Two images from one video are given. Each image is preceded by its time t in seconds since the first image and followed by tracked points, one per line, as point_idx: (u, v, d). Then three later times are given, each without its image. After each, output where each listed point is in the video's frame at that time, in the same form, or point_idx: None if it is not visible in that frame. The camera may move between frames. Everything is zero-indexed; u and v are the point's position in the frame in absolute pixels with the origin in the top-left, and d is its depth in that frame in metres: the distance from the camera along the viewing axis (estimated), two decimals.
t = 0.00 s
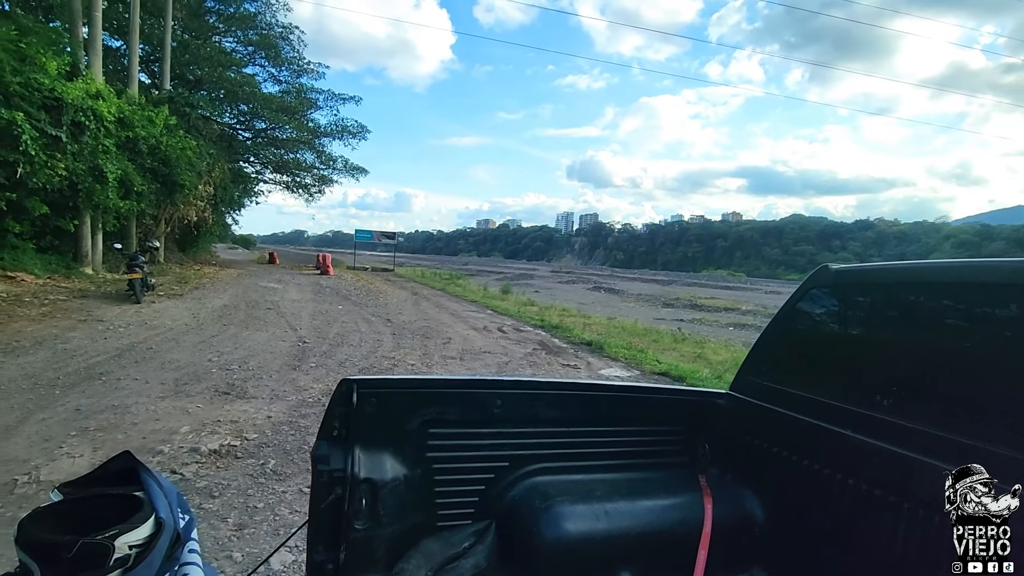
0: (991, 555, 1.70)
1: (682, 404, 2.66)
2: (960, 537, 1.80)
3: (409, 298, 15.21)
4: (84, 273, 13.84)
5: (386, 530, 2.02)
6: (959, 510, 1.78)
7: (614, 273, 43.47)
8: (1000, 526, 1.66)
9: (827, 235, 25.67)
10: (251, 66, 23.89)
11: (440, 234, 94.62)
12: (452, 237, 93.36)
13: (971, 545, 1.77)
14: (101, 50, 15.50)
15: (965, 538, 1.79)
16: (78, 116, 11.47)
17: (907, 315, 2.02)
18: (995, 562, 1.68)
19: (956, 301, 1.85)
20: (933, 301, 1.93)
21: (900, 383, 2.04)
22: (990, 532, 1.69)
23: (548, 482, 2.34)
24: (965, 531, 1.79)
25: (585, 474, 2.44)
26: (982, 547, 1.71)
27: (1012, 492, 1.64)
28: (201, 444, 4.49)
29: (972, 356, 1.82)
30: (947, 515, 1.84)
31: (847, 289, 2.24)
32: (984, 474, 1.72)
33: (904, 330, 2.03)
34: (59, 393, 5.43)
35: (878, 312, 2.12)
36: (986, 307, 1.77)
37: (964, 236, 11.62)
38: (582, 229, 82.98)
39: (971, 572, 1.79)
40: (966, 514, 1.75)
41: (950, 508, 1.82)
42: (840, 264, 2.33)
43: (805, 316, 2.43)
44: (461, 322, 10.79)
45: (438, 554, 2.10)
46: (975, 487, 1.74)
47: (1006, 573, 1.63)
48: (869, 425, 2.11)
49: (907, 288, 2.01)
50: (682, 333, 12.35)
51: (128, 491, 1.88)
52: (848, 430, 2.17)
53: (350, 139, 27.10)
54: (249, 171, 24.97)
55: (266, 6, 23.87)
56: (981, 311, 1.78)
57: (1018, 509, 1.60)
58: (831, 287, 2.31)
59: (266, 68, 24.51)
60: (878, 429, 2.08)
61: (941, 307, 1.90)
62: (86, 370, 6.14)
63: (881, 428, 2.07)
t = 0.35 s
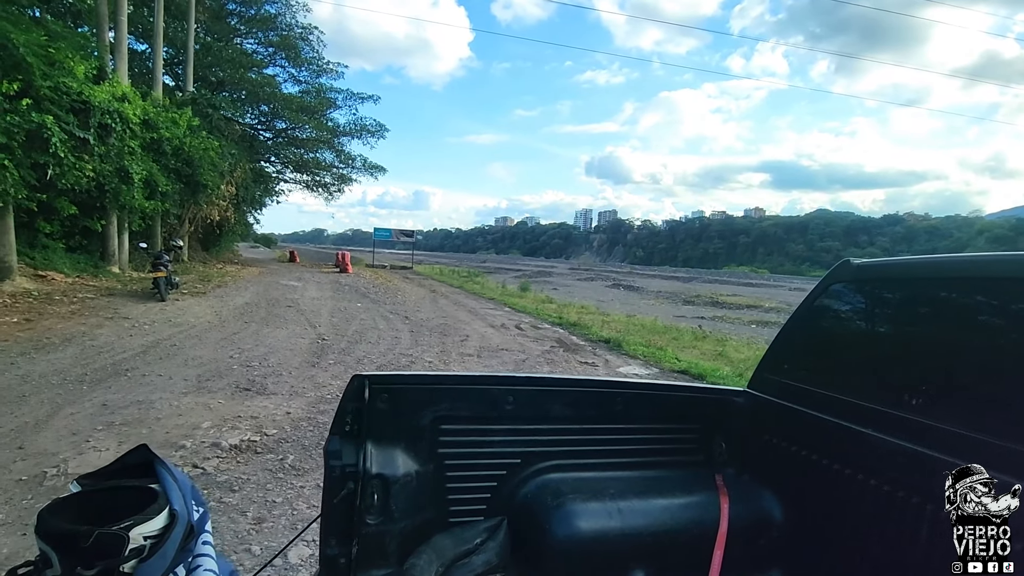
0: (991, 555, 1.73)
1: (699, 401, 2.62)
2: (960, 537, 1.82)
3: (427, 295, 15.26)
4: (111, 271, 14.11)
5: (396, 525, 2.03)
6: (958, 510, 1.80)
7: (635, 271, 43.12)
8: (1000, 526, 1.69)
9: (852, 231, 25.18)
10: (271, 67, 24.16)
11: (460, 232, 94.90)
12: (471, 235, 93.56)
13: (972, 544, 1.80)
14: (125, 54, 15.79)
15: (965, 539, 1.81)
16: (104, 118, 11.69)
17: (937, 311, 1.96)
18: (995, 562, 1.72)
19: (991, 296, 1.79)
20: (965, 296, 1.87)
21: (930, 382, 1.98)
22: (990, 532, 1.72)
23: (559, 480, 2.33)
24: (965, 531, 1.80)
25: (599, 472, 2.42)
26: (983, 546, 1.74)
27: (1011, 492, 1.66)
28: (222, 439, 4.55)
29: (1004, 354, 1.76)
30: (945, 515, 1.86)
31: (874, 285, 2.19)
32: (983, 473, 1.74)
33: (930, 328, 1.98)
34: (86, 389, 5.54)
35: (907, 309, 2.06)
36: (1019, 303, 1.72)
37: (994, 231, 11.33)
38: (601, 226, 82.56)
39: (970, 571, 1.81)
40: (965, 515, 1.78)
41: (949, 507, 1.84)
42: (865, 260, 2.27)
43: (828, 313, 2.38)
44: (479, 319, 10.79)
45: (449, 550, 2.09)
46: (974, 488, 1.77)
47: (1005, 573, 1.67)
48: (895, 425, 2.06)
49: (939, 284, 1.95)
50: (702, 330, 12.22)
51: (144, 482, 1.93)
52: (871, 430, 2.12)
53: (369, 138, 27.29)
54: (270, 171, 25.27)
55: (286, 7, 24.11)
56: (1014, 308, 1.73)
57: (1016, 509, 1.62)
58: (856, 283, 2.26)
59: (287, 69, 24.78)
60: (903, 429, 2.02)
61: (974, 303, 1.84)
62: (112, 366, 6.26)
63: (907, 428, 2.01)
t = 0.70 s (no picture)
0: (991, 555, 1.72)
1: (702, 400, 2.61)
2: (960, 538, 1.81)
3: (433, 294, 15.28)
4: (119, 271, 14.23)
5: (398, 525, 2.04)
6: (959, 510, 1.80)
7: (641, 268, 43.05)
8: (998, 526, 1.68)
9: (859, 226, 25.01)
10: (277, 67, 24.25)
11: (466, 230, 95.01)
12: (477, 233, 93.64)
13: (971, 545, 1.79)
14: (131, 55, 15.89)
15: (965, 539, 1.80)
16: (111, 119, 11.77)
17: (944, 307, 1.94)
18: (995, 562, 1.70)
19: (999, 293, 1.77)
20: (973, 293, 1.85)
21: (938, 381, 1.96)
22: (990, 532, 1.71)
23: (562, 478, 2.33)
24: (965, 531, 1.80)
25: (602, 470, 2.42)
26: (982, 546, 1.74)
27: (1012, 492, 1.64)
28: (228, 438, 4.57)
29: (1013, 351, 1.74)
30: (946, 514, 1.86)
31: (880, 281, 2.17)
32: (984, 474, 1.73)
33: (937, 326, 1.97)
34: (95, 388, 5.59)
35: (914, 306, 2.05)
36: None
37: (1002, 226, 11.22)
38: (607, 224, 82.43)
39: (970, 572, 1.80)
40: (966, 515, 1.77)
41: (950, 508, 1.84)
42: (870, 257, 2.26)
43: (833, 310, 2.37)
44: (484, 317, 10.80)
45: (450, 549, 2.10)
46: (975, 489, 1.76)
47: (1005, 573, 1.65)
48: (902, 424, 2.04)
49: (947, 280, 1.93)
50: (708, 327, 12.17)
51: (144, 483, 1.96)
52: (878, 429, 2.10)
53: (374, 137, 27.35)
54: (276, 171, 25.38)
55: (291, 7, 24.19)
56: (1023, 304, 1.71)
57: (1016, 510, 1.60)
58: (862, 280, 2.25)
59: (292, 68, 24.87)
60: (910, 428, 2.01)
61: (982, 299, 1.82)
62: (121, 366, 6.31)
63: (915, 427, 2.00)
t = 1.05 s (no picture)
0: (990, 555, 1.73)
1: (701, 395, 2.61)
2: (959, 537, 1.82)
3: (431, 292, 15.28)
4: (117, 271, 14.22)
5: (398, 523, 2.04)
6: (959, 510, 1.80)
7: (639, 265, 43.08)
8: (999, 526, 1.69)
9: (857, 223, 25.04)
10: (273, 66, 24.19)
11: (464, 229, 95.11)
12: (474, 232, 93.66)
13: (970, 544, 1.80)
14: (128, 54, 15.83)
15: (964, 539, 1.81)
16: (107, 118, 11.73)
17: (940, 302, 1.95)
18: (994, 562, 1.71)
19: (995, 288, 1.77)
20: (969, 288, 1.85)
21: (935, 376, 1.96)
22: (990, 532, 1.72)
23: (562, 476, 2.33)
24: (965, 531, 1.80)
25: (601, 467, 2.42)
26: (981, 546, 1.74)
27: (1011, 492, 1.65)
28: (227, 437, 4.57)
29: (1011, 345, 1.74)
30: (945, 512, 1.86)
31: (877, 276, 2.17)
32: (984, 473, 1.73)
33: (935, 321, 1.96)
34: (93, 388, 5.58)
35: (911, 301, 2.04)
36: None
37: (998, 222, 11.27)
38: (604, 222, 82.44)
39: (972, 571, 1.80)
40: (965, 514, 1.78)
41: (949, 507, 1.84)
42: (867, 252, 2.26)
43: (832, 305, 2.37)
44: (483, 315, 10.80)
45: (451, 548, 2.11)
46: (973, 488, 1.77)
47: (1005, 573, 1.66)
48: (902, 419, 2.03)
49: (944, 276, 1.93)
50: (706, 325, 12.20)
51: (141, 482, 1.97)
52: (876, 424, 2.10)
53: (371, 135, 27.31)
54: (274, 170, 25.34)
55: (287, 6, 24.13)
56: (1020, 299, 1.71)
57: (1015, 510, 1.61)
58: (859, 274, 2.25)
59: (288, 67, 24.83)
60: (910, 423, 2.00)
61: (979, 295, 1.82)
62: (119, 366, 6.30)
63: (915, 422, 1.99)
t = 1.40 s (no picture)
0: (991, 555, 1.69)
1: (693, 395, 2.61)
2: (960, 538, 1.78)
3: (422, 292, 15.26)
4: (104, 272, 14.09)
5: (389, 525, 2.02)
6: (959, 510, 1.77)
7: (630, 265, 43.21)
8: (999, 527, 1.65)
9: (845, 222, 25.24)
10: (262, 65, 24.04)
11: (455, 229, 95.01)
12: (465, 232, 93.58)
13: (970, 544, 1.76)
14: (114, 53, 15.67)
15: (965, 540, 1.77)
16: (93, 117, 11.56)
17: (928, 300, 1.95)
18: (995, 562, 1.67)
19: (981, 285, 1.77)
20: (956, 286, 1.85)
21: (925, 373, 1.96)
22: (990, 532, 1.68)
23: (554, 476, 2.31)
24: (965, 531, 1.77)
25: (593, 467, 2.41)
26: (982, 547, 1.70)
27: (1011, 492, 1.62)
28: (216, 440, 4.52)
29: (999, 342, 1.73)
30: (945, 512, 1.83)
31: (866, 275, 2.17)
32: (984, 474, 1.70)
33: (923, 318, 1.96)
34: (80, 390, 5.51)
35: (899, 299, 2.04)
36: (1013, 290, 1.69)
37: (984, 221, 11.39)
38: (595, 221, 82.62)
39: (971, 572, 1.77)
40: (965, 515, 1.74)
41: (949, 507, 1.81)
42: (857, 251, 2.26)
43: (822, 303, 2.36)
44: (474, 315, 10.79)
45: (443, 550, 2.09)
46: (973, 488, 1.73)
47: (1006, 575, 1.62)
48: (892, 416, 2.03)
49: (931, 273, 1.93)
50: (697, 323, 12.25)
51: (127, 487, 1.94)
52: (867, 422, 2.10)
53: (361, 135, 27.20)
54: (263, 170, 25.18)
55: (276, 4, 23.98)
56: (1007, 295, 1.71)
57: (1016, 510, 1.58)
58: (848, 272, 2.25)
59: (278, 66, 24.68)
60: (899, 421, 2.00)
61: (965, 292, 1.83)
62: (106, 368, 6.23)
63: (905, 419, 1.99)
